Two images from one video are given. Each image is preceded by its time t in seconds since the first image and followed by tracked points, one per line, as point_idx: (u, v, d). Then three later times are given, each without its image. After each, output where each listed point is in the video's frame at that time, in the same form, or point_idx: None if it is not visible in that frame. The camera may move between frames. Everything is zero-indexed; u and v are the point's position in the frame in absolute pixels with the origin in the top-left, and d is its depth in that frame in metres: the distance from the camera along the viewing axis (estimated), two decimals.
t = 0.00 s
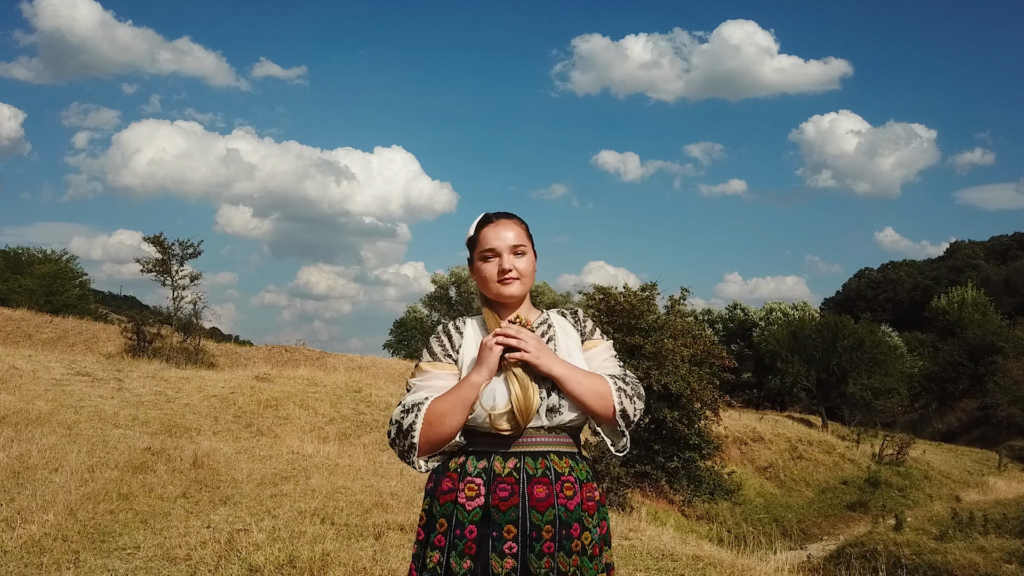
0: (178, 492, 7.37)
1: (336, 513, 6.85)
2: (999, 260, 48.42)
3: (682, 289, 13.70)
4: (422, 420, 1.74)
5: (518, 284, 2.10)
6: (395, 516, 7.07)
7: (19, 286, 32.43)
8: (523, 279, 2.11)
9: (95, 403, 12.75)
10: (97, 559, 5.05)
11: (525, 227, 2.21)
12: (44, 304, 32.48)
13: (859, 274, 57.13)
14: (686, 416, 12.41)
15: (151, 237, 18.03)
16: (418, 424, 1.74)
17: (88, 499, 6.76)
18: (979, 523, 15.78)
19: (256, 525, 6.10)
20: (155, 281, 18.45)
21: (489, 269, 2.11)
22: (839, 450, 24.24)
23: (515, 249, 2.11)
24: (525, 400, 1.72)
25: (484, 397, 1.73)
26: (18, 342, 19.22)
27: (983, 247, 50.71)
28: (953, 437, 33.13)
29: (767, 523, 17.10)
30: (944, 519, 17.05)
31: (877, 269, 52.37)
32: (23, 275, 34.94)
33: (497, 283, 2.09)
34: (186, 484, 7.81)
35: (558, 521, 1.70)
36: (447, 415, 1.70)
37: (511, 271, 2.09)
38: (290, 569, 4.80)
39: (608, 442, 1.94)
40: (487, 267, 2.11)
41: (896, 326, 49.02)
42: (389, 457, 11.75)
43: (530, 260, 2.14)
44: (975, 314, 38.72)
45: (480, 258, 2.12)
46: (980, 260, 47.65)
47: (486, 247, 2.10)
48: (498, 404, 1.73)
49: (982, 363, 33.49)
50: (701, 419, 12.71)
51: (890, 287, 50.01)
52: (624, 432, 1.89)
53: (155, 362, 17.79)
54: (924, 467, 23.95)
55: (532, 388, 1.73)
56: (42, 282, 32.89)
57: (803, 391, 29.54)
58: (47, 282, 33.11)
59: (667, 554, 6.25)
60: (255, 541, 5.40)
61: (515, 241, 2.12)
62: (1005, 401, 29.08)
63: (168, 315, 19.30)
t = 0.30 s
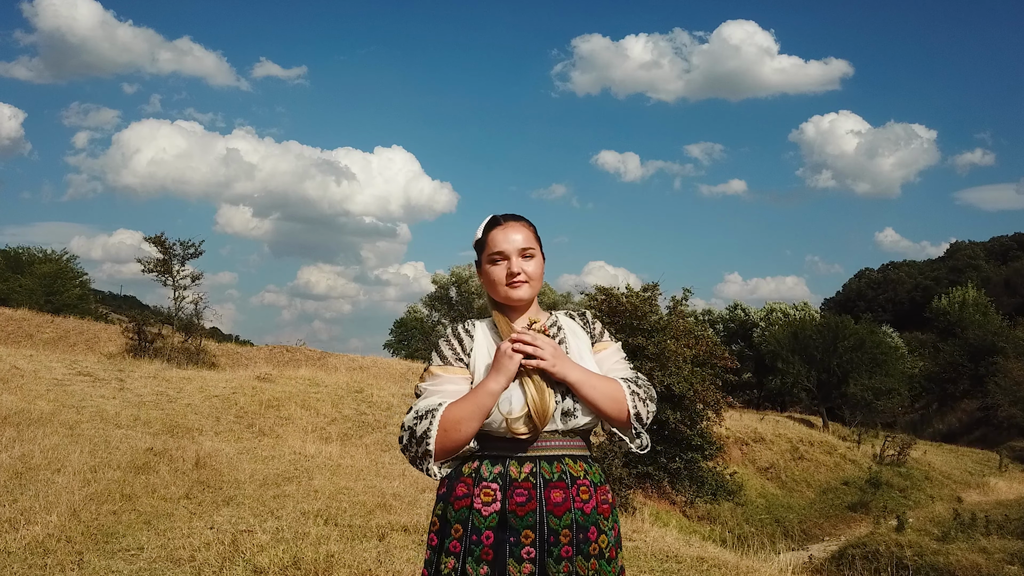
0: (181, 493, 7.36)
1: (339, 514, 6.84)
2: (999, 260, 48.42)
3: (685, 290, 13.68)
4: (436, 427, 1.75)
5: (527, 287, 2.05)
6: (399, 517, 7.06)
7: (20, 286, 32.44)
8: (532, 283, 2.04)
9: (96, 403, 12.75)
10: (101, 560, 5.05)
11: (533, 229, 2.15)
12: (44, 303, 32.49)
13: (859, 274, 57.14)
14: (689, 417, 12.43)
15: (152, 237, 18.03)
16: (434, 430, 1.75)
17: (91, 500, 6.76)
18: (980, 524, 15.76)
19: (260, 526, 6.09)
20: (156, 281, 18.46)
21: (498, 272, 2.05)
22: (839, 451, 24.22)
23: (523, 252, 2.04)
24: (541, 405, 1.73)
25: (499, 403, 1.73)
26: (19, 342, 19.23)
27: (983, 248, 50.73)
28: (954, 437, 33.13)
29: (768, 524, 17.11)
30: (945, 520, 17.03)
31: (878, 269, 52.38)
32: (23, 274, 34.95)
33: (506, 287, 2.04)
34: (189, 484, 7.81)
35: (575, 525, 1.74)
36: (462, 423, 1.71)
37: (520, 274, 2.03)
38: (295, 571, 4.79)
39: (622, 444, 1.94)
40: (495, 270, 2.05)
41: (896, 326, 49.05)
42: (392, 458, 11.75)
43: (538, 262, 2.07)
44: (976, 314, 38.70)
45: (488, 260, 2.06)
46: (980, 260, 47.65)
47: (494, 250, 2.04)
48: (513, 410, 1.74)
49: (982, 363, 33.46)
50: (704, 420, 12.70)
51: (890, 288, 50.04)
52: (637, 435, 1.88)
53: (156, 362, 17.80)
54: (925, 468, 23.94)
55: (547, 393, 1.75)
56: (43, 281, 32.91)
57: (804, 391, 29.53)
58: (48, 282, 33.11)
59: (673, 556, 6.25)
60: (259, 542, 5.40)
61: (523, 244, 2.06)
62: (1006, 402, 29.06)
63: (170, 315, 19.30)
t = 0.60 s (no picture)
0: (187, 492, 7.36)
1: (345, 514, 6.83)
2: (1000, 260, 48.38)
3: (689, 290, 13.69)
4: (464, 430, 1.76)
5: (548, 287, 1.99)
6: (405, 517, 7.05)
7: (20, 285, 32.44)
8: (553, 283, 1.99)
9: (100, 402, 12.74)
10: (110, 559, 5.04)
11: (554, 226, 2.08)
12: (45, 303, 32.47)
13: (860, 274, 57.12)
14: (693, 417, 12.43)
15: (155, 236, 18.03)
16: (461, 433, 1.76)
17: (97, 499, 6.75)
18: (984, 524, 15.72)
19: (266, 526, 6.09)
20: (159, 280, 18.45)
21: (518, 272, 1.98)
22: (841, 451, 24.19)
23: (544, 251, 1.98)
24: (568, 406, 1.75)
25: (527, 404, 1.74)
26: (21, 341, 19.23)
27: (984, 248, 50.72)
28: (955, 438, 33.11)
29: (771, 524, 17.10)
30: (948, 520, 17.00)
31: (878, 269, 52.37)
32: (24, 274, 34.96)
33: (527, 286, 1.98)
34: (195, 484, 7.80)
35: (606, 524, 1.78)
36: (491, 425, 1.72)
37: (541, 274, 1.97)
38: (303, 570, 4.78)
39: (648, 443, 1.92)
40: (516, 269, 1.98)
41: (897, 326, 49.04)
42: (396, 457, 11.75)
43: (559, 261, 2.01)
44: (977, 314, 38.67)
45: (508, 260, 2.00)
46: (981, 260, 47.61)
47: (514, 249, 1.98)
48: (542, 411, 1.75)
49: (984, 364, 33.42)
50: (708, 420, 12.69)
51: (890, 288, 50.04)
52: (662, 434, 1.88)
53: (158, 362, 17.79)
54: (927, 468, 23.91)
55: (575, 393, 1.77)
56: (43, 280, 32.93)
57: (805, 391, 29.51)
58: (48, 281, 33.11)
59: (680, 556, 6.24)
60: (267, 542, 5.40)
61: (544, 242, 2.00)
62: (1007, 402, 29.03)
63: (172, 315, 19.30)
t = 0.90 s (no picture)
0: (194, 492, 7.34)
1: (353, 514, 6.81)
2: (1000, 260, 48.35)
3: (694, 290, 13.67)
4: (493, 431, 1.75)
5: (572, 286, 1.97)
6: (412, 516, 7.03)
7: (22, 285, 32.52)
8: (577, 281, 1.97)
9: (104, 402, 12.74)
10: (119, 559, 5.03)
11: (577, 224, 2.06)
12: (46, 303, 32.49)
13: (860, 274, 57.09)
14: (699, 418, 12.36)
15: (158, 236, 18.04)
16: (490, 435, 1.75)
17: (105, 499, 6.74)
18: (987, 525, 15.69)
19: (274, 526, 6.08)
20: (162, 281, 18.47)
21: (542, 270, 1.97)
22: (843, 451, 24.17)
23: (568, 250, 1.96)
24: (598, 407, 1.75)
25: (557, 405, 1.74)
26: (24, 341, 19.26)
27: (984, 249, 50.72)
28: (956, 438, 33.12)
29: (773, 524, 17.10)
30: (952, 520, 16.97)
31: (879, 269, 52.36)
32: (25, 273, 35.01)
33: (551, 286, 1.96)
34: (202, 484, 7.79)
35: (635, 524, 1.78)
36: (520, 426, 1.72)
37: (565, 272, 1.95)
38: (314, 570, 4.77)
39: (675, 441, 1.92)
40: (540, 268, 1.97)
41: (897, 326, 49.06)
42: (400, 457, 11.75)
43: (583, 261, 1.99)
44: (978, 314, 38.64)
45: (532, 258, 1.98)
46: (981, 261, 47.59)
47: (539, 248, 1.96)
48: (571, 410, 1.74)
49: (985, 364, 33.40)
50: (712, 421, 12.67)
51: (891, 288, 50.04)
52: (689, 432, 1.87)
53: (161, 362, 17.81)
54: (929, 468, 23.89)
55: (604, 394, 1.77)
56: (45, 280, 32.99)
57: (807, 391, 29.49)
58: (49, 281, 33.16)
59: (688, 556, 6.24)
60: (277, 542, 5.38)
61: (568, 241, 1.97)
62: (1009, 402, 28.99)
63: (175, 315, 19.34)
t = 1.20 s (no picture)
0: (201, 492, 7.34)
1: (361, 513, 6.83)
2: (1001, 260, 48.34)
3: (699, 290, 13.63)
4: (527, 433, 1.77)
5: (600, 286, 1.97)
6: (420, 516, 7.04)
7: (22, 284, 32.52)
8: (605, 282, 1.97)
9: (108, 401, 12.73)
10: (131, 559, 5.04)
11: (606, 224, 2.06)
12: (47, 302, 32.46)
13: (861, 274, 57.09)
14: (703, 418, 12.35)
15: (162, 236, 18.04)
16: (523, 436, 1.77)
17: (113, 499, 6.73)
18: (991, 525, 15.67)
19: (283, 526, 6.08)
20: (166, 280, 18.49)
21: (570, 270, 1.97)
22: (846, 451, 24.17)
23: (597, 250, 1.96)
24: (631, 406, 1.77)
25: (590, 406, 1.75)
26: (27, 340, 19.25)
27: (984, 249, 50.73)
28: (957, 438, 33.13)
29: (776, 525, 17.10)
30: (956, 521, 16.95)
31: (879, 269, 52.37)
32: (26, 272, 34.98)
33: (579, 285, 1.97)
34: (209, 484, 7.79)
35: (666, 525, 1.82)
36: (553, 428, 1.74)
37: (593, 272, 1.96)
38: (326, 570, 4.78)
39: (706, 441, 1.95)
40: (567, 268, 1.97)
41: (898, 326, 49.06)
42: (405, 457, 11.76)
43: (612, 261, 1.99)
44: (979, 314, 38.61)
45: (560, 258, 1.99)
46: (982, 261, 47.59)
47: (567, 248, 1.97)
48: (603, 412, 1.76)
49: (986, 364, 33.38)
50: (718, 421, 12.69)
51: (891, 288, 50.08)
52: (719, 433, 1.90)
53: (164, 361, 17.81)
54: (931, 469, 23.88)
55: (637, 396, 1.79)
56: (45, 280, 32.97)
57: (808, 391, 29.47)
58: (49, 280, 33.15)
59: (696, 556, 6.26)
60: (287, 542, 5.38)
61: (597, 241, 1.98)
62: (1010, 402, 28.99)
63: (179, 315, 19.37)
